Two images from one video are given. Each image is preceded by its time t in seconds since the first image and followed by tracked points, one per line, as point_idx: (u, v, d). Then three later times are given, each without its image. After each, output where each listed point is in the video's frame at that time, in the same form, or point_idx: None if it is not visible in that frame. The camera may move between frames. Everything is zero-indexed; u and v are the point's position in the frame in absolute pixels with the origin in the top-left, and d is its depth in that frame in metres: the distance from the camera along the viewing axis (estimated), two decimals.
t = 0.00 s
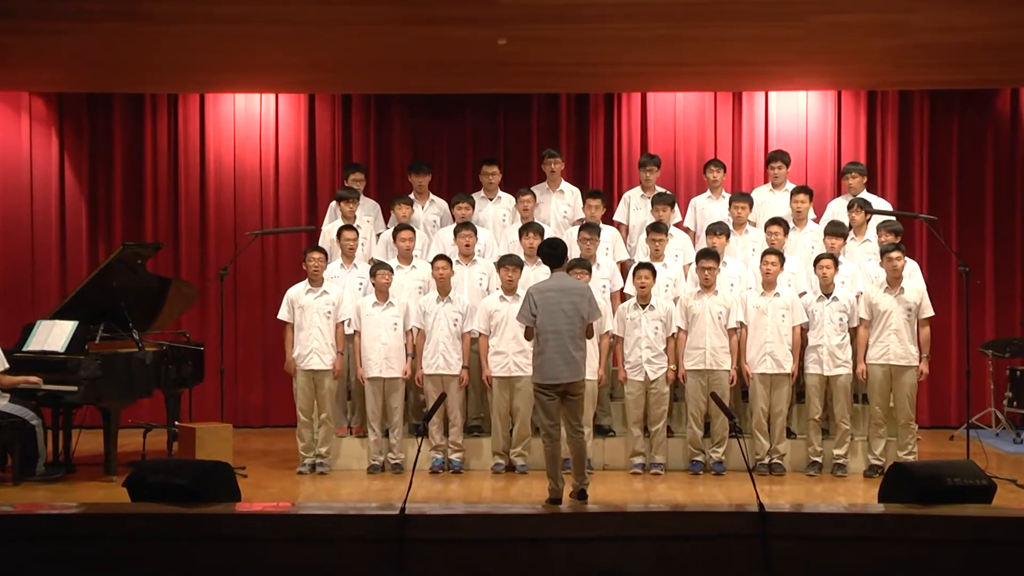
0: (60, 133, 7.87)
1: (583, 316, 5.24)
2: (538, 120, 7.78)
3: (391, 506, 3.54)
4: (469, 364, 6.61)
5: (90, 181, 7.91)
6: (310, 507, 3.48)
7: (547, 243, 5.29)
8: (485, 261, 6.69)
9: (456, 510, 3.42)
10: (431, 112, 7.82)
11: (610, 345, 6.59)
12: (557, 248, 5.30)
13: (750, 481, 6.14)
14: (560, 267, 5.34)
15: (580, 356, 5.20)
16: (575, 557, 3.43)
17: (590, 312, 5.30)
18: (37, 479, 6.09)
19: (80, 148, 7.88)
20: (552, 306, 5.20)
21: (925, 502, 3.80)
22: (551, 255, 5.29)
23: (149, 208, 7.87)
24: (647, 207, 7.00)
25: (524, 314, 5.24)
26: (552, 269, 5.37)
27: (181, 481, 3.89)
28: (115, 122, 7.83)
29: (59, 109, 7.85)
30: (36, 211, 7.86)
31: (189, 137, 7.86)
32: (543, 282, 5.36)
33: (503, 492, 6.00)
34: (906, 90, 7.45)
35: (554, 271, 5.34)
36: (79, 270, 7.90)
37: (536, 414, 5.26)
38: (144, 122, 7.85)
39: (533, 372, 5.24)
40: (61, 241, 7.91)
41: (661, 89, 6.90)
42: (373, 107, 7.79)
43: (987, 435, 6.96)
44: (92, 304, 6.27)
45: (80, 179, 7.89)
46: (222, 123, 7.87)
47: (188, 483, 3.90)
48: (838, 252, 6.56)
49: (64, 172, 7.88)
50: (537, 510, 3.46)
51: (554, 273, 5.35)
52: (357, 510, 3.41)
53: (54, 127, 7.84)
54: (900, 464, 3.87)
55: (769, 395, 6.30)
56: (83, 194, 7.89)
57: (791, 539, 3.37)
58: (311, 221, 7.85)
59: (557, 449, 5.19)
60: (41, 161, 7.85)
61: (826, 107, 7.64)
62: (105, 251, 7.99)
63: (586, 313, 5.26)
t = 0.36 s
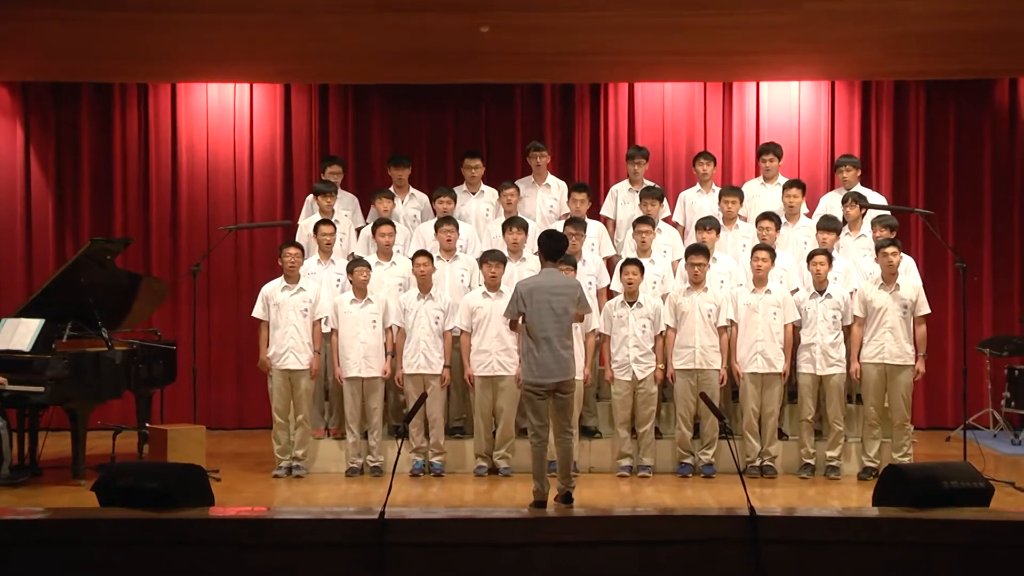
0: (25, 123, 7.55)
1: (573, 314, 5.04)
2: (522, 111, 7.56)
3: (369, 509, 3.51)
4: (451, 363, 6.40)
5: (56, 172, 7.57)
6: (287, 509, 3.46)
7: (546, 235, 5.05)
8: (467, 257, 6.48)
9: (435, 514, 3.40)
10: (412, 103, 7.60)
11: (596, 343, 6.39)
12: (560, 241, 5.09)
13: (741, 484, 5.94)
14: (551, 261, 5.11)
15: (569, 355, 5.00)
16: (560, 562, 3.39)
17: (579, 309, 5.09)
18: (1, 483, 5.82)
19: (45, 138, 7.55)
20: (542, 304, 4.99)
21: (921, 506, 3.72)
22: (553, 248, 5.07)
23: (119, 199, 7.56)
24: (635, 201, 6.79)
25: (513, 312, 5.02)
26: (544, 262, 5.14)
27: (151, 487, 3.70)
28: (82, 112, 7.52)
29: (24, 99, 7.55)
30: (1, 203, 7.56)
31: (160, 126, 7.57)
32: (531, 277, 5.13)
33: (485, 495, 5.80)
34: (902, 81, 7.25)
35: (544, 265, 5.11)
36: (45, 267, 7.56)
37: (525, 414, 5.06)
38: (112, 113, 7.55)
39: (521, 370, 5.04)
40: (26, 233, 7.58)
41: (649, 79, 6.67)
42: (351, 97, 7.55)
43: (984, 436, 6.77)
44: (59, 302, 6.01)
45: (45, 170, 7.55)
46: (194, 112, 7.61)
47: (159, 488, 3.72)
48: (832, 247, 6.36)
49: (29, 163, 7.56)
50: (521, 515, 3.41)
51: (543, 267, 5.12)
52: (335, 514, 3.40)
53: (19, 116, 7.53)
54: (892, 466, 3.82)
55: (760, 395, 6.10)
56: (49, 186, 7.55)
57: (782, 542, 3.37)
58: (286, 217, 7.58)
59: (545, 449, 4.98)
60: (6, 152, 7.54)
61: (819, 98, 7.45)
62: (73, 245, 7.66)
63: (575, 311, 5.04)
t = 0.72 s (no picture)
0: None
1: (564, 313, 4.82)
2: (512, 104, 7.36)
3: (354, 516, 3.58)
4: (439, 364, 6.20)
5: (29, 165, 7.31)
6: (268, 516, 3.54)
7: (538, 230, 4.85)
8: (456, 253, 6.28)
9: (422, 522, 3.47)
10: (400, 95, 7.39)
11: (589, 343, 6.19)
12: (548, 239, 4.89)
13: (738, 488, 5.74)
14: (543, 259, 4.91)
15: (560, 356, 4.79)
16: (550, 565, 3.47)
17: (572, 308, 4.88)
18: None
19: (19, 130, 7.29)
20: (532, 302, 4.78)
21: (923, 511, 3.77)
22: (541, 246, 4.88)
23: (95, 194, 7.31)
24: (630, 196, 6.59)
25: (502, 309, 4.81)
26: (535, 260, 4.94)
27: (129, 492, 3.75)
28: (56, 105, 7.26)
29: None
30: None
31: (138, 117, 7.31)
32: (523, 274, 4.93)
33: (475, 501, 5.60)
34: (904, 73, 7.05)
35: (536, 262, 4.92)
36: (19, 264, 7.29)
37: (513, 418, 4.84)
38: (89, 106, 7.29)
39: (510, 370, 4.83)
40: None
41: (645, 70, 6.46)
42: (336, 89, 7.34)
43: (989, 438, 6.59)
44: (35, 300, 5.75)
45: (18, 164, 7.28)
46: (173, 103, 7.34)
47: (137, 493, 3.75)
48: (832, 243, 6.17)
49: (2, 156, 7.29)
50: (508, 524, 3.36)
51: (536, 265, 4.92)
52: (320, 521, 3.46)
53: None
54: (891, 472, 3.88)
55: (758, 396, 5.91)
56: (22, 180, 7.29)
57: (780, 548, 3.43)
58: (269, 213, 7.35)
59: (535, 454, 4.76)
60: None
61: (818, 90, 7.25)
62: (47, 241, 7.39)
63: (567, 310, 4.83)
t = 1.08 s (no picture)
0: None
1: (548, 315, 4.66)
2: (501, 97, 7.16)
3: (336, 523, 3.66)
4: (425, 366, 6.00)
5: None
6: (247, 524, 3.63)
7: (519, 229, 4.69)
8: (442, 252, 6.08)
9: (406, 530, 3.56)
10: (385, 89, 7.18)
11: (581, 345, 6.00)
12: (527, 239, 4.74)
13: (734, 495, 5.55)
14: (527, 259, 4.76)
15: (544, 359, 4.62)
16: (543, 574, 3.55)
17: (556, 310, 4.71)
18: None
19: None
20: (513, 303, 4.63)
21: (926, 517, 3.83)
22: (522, 246, 4.73)
23: (68, 190, 7.06)
24: (621, 192, 6.40)
25: (483, 311, 4.66)
26: (518, 261, 4.79)
27: (106, 499, 3.74)
28: (27, 100, 7.01)
29: None
30: None
31: (112, 111, 7.07)
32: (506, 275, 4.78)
33: (462, 508, 5.41)
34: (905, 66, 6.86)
35: (518, 263, 4.76)
36: None
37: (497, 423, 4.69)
38: (62, 99, 7.04)
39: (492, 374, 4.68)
40: None
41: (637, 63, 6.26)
42: (319, 82, 7.13)
43: (993, 442, 6.42)
44: (4, 301, 5.52)
45: None
46: (148, 97, 7.10)
47: (112, 501, 3.74)
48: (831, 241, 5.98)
49: None
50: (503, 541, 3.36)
51: (519, 265, 4.77)
52: (301, 529, 3.57)
53: None
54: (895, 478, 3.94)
55: (754, 400, 5.72)
56: None
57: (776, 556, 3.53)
58: (249, 210, 7.14)
59: (520, 458, 4.62)
60: None
61: (815, 84, 7.08)
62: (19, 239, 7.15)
63: (551, 311, 4.67)
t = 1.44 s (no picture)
0: None
1: (538, 314, 4.49)
2: (492, 92, 6.99)
3: (322, 532, 3.56)
4: (414, 369, 5.82)
5: None
6: (230, 532, 3.53)
7: (508, 226, 4.50)
8: (431, 250, 5.90)
9: (395, 539, 3.49)
10: (374, 84, 7.01)
11: (575, 347, 5.82)
12: (521, 235, 4.56)
13: (733, 501, 5.37)
14: (515, 255, 4.57)
15: (535, 359, 4.46)
16: None
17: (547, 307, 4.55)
18: None
19: None
20: (503, 303, 4.45)
21: (930, 524, 3.69)
22: (514, 242, 4.55)
23: (45, 188, 6.87)
24: (616, 189, 6.22)
25: (471, 311, 4.48)
26: (506, 257, 4.60)
27: (84, 507, 3.57)
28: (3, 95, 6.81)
29: None
30: None
31: (91, 106, 6.89)
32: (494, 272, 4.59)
33: (452, 515, 5.23)
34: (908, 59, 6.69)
35: (508, 259, 4.58)
36: None
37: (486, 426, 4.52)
38: (39, 94, 6.85)
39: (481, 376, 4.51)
40: None
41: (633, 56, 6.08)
42: (304, 76, 6.95)
43: (999, 447, 6.25)
44: None
45: None
46: (128, 92, 6.92)
47: (92, 508, 3.57)
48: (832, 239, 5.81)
49: None
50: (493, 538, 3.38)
51: (507, 262, 4.58)
52: (285, 538, 3.47)
53: None
54: (898, 484, 3.79)
55: (753, 403, 5.54)
56: None
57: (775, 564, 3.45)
58: (233, 208, 6.95)
59: (513, 464, 4.43)
60: None
61: (816, 78, 6.90)
62: None
63: (542, 309, 4.50)
